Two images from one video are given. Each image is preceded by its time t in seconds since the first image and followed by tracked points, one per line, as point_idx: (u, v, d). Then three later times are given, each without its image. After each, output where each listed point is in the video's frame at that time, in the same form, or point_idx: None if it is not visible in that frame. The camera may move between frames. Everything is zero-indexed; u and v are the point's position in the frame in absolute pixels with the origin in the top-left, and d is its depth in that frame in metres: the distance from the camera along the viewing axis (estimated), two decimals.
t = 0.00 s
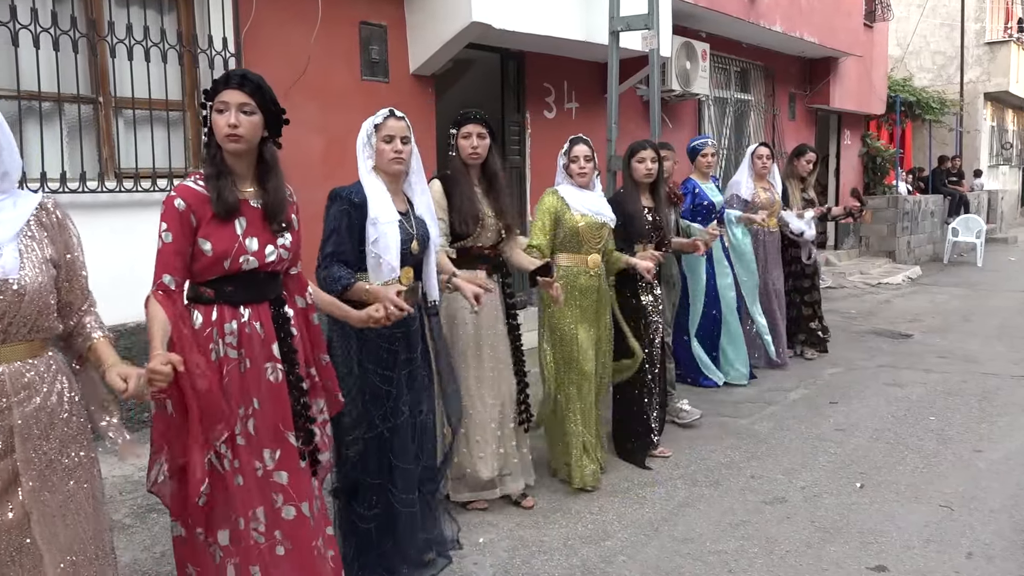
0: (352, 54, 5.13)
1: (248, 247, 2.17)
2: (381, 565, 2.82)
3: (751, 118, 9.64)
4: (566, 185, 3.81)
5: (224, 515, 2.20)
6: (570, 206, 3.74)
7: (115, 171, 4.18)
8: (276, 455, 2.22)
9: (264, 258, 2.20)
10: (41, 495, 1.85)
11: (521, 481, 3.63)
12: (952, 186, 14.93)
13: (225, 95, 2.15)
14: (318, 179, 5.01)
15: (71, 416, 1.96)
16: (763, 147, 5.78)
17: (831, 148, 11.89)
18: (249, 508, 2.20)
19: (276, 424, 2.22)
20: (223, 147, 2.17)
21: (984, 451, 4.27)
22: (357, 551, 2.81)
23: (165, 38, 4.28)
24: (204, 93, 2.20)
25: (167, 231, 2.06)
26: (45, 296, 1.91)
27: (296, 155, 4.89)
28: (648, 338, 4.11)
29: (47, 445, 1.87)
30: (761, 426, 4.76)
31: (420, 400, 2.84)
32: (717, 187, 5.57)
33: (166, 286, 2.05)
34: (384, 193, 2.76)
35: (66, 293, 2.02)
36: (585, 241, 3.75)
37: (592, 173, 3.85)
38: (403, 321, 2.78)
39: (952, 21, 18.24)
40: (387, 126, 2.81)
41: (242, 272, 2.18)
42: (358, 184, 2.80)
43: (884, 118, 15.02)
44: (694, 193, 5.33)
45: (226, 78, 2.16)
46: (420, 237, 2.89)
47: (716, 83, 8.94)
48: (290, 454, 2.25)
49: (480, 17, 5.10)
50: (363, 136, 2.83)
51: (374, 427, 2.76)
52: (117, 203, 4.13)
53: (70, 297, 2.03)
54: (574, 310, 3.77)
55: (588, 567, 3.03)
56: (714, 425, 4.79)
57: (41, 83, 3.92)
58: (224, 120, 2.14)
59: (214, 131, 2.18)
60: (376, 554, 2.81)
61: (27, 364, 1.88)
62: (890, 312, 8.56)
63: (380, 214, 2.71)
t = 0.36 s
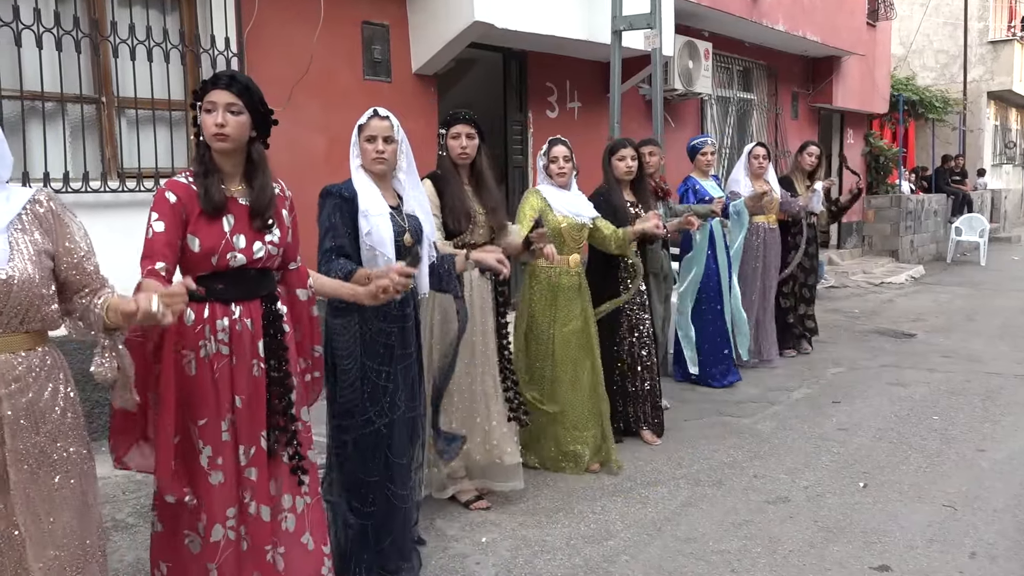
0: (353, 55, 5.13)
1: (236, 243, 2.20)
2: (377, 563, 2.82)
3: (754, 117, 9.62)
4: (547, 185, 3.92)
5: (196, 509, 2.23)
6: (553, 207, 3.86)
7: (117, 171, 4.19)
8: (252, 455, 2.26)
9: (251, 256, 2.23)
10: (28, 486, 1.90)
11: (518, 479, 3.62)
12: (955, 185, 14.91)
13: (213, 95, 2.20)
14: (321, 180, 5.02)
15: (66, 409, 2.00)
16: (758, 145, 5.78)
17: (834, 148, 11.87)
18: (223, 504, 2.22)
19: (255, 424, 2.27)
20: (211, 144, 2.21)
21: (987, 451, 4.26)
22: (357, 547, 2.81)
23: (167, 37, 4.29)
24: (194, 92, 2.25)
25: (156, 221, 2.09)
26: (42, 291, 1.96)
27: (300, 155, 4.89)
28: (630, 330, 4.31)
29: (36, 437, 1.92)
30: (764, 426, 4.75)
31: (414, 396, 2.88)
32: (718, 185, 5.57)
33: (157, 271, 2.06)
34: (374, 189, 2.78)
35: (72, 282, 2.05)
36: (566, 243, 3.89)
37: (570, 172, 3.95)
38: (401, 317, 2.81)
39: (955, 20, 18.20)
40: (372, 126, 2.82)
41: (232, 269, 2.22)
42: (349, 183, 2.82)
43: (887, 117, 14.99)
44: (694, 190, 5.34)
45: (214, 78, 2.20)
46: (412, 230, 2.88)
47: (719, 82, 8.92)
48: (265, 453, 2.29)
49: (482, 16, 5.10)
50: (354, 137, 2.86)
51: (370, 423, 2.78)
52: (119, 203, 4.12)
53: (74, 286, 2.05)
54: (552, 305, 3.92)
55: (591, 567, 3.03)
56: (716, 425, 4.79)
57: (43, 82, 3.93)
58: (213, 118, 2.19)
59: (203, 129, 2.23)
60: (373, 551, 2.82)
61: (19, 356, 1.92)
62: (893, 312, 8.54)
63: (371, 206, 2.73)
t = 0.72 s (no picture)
0: (358, 55, 5.13)
1: (250, 241, 2.25)
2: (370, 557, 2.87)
3: (757, 117, 9.62)
4: (535, 184, 3.90)
5: (204, 501, 2.26)
6: (541, 207, 3.85)
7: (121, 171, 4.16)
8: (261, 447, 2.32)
9: (264, 253, 2.28)
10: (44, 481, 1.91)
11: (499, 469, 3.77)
12: (958, 186, 14.87)
13: (224, 95, 2.23)
14: (326, 180, 5.03)
15: (78, 407, 2.01)
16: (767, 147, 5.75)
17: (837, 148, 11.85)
18: (234, 495, 2.26)
19: (264, 417, 2.32)
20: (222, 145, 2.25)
21: (991, 452, 4.26)
22: (348, 539, 2.88)
23: (171, 37, 4.29)
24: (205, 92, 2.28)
25: (167, 227, 2.16)
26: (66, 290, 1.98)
27: (304, 154, 4.90)
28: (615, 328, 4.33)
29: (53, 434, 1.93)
30: (767, 426, 4.75)
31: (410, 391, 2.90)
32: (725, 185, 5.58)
33: (166, 270, 2.15)
34: (383, 187, 2.81)
35: (88, 286, 2.08)
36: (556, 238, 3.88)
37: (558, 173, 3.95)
38: (400, 313, 2.83)
39: (959, 20, 18.16)
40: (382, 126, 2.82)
41: (245, 266, 2.26)
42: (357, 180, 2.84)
43: (890, 117, 14.96)
44: (698, 190, 5.40)
45: (225, 79, 2.23)
46: (418, 228, 2.90)
47: (722, 81, 8.92)
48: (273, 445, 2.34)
49: (485, 16, 5.10)
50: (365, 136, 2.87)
51: (366, 415, 2.81)
52: (124, 202, 4.13)
53: (90, 289, 2.08)
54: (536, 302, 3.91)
55: (593, 567, 3.03)
56: (720, 425, 4.78)
57: (47, 82, 3.94)
58: (224, 117, 2.22)
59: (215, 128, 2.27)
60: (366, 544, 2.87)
61: (42, 355, 1.93)
62: (896, 312, 8.53)
63: (378, 204, 2.76)
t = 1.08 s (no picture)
0: (359, 54, 5.13)
1: (245, 243, 2.25)
2: (367, 555, 2.89)
3: (758, 117, 9.61)
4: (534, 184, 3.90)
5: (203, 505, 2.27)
6: (542, 207, 3.85)
7: (122, 169, 4.17)
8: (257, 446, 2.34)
9: (259, 254, 2.29)
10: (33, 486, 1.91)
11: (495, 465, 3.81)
12: (959, 185, 14.86)
13: (225, 101, 2.23)
14: (327, 180, 5.04)
15: (69, 409, 2.01)
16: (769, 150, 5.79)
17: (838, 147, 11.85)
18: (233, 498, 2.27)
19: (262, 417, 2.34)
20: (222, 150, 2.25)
21: (991, 452, 4.26)
22: (341, 531, 2.92)
23: (171, 36, 4.29)
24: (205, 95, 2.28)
25: (167, 225, 2.12)
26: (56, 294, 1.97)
27: (304, 154, 4.90)
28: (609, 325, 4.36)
29: (43, 438, 1.93)
30: (767, 426, 4.75)
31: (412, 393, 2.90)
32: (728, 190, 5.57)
33: (165, 278, 2.10)
34: (387, 188, 2.81)
35: (81, 289, 2.07)
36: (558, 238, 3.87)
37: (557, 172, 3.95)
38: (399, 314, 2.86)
39: (960, 20, 18.15)
40: (386, 124, 2.83)
41: (239, 268, 2.27)
42: (360, 180, 2.84)
43: (890, 117, 14.96)
44: (699, 191, 5.39)
45: (228, 84, 2.23)
46: (422, 229, 2.93)
47: (723, 81, 8.91)
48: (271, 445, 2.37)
49: (487, 16, 5.09)
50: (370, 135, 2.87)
51: (366, 415, 2.83)
52: (124, 201, 4.13)
53: (83, 292, 2.07)
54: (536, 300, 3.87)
55: (594, 566, 3.03)
56: (720, 425, 4.78)
57: (48, 80, 3.94)
58: (224, 122, 2.23)
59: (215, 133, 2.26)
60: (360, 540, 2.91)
61: (30, 359, 1.94)
62: (896, 312, 8.53)
63: (382, 206, 2.75)
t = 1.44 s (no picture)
0: (359, 53, 5.13)
1: (211, 250, 2.22)
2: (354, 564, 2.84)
3: (758, 116, 9.60)
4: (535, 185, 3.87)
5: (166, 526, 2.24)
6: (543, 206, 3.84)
7: (122, 168, 4.17)
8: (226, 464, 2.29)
9: (226, 260, 2.26)
10: None
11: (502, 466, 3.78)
12: (960, 185, 14.86)
13: (210, 107, 2.21)
14: (323, 179, 5.01)
15: (9, 426, 1.91)
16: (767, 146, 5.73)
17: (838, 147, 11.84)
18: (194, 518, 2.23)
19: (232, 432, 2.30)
20: (201, 153, 2.24)
21: (991, 452, 4.26)
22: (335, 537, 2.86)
23: (172, 34, 4.29)
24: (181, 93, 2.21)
25: (128, 227, 2.09)
26: None
27: (304, 153, 4.90)
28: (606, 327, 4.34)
29: None
30: (766, 425, 4.75)
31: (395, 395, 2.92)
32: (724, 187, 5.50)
33: (127, 278, 2.05)
34: (375, 188, 2.80)
35: (22, 292, 1.96)
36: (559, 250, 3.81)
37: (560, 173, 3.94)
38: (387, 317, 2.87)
39: (960, 20, 18.15)
40: (376, 122, 2.82)
41: (206, 274, 2.24)
42: (349, 179, 2.82)
43: (890, 116, 14.96)
44: (696, 190, 5.31)
45: (215, 90, 2.19)
46: (410, 232, 2.92)
47: (722, 80, 8.91)
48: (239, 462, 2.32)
49: (487, 14, 5.08)
50: (357, 131, 2.86)
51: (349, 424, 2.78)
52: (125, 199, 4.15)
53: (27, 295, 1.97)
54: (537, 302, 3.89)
55: (593, 566, 3.03)
56: (720, 425, 4.78)
57: (48, 78, 3.94)
58: (210, 130, 2.22)
59: (192, 134, 2.23)
60: (338, 549, 2.86)
61: None
62: (896, 312, 8.53)
63: (370, 207, 2.75)
